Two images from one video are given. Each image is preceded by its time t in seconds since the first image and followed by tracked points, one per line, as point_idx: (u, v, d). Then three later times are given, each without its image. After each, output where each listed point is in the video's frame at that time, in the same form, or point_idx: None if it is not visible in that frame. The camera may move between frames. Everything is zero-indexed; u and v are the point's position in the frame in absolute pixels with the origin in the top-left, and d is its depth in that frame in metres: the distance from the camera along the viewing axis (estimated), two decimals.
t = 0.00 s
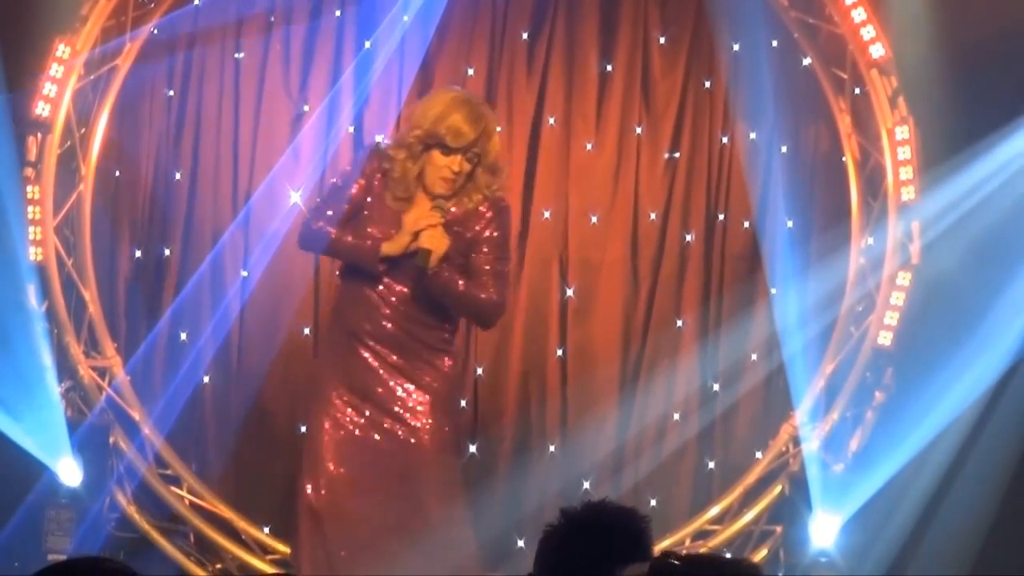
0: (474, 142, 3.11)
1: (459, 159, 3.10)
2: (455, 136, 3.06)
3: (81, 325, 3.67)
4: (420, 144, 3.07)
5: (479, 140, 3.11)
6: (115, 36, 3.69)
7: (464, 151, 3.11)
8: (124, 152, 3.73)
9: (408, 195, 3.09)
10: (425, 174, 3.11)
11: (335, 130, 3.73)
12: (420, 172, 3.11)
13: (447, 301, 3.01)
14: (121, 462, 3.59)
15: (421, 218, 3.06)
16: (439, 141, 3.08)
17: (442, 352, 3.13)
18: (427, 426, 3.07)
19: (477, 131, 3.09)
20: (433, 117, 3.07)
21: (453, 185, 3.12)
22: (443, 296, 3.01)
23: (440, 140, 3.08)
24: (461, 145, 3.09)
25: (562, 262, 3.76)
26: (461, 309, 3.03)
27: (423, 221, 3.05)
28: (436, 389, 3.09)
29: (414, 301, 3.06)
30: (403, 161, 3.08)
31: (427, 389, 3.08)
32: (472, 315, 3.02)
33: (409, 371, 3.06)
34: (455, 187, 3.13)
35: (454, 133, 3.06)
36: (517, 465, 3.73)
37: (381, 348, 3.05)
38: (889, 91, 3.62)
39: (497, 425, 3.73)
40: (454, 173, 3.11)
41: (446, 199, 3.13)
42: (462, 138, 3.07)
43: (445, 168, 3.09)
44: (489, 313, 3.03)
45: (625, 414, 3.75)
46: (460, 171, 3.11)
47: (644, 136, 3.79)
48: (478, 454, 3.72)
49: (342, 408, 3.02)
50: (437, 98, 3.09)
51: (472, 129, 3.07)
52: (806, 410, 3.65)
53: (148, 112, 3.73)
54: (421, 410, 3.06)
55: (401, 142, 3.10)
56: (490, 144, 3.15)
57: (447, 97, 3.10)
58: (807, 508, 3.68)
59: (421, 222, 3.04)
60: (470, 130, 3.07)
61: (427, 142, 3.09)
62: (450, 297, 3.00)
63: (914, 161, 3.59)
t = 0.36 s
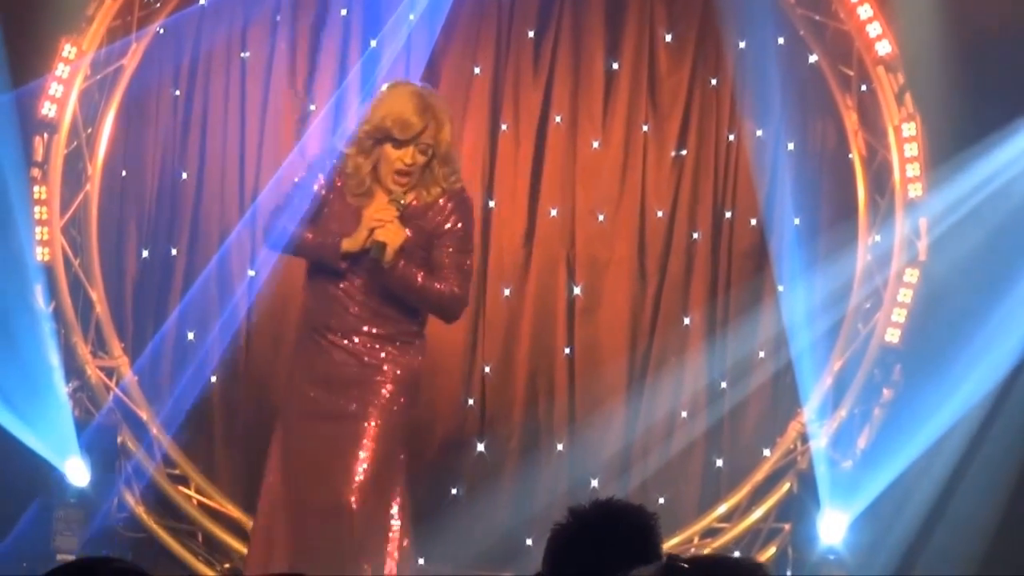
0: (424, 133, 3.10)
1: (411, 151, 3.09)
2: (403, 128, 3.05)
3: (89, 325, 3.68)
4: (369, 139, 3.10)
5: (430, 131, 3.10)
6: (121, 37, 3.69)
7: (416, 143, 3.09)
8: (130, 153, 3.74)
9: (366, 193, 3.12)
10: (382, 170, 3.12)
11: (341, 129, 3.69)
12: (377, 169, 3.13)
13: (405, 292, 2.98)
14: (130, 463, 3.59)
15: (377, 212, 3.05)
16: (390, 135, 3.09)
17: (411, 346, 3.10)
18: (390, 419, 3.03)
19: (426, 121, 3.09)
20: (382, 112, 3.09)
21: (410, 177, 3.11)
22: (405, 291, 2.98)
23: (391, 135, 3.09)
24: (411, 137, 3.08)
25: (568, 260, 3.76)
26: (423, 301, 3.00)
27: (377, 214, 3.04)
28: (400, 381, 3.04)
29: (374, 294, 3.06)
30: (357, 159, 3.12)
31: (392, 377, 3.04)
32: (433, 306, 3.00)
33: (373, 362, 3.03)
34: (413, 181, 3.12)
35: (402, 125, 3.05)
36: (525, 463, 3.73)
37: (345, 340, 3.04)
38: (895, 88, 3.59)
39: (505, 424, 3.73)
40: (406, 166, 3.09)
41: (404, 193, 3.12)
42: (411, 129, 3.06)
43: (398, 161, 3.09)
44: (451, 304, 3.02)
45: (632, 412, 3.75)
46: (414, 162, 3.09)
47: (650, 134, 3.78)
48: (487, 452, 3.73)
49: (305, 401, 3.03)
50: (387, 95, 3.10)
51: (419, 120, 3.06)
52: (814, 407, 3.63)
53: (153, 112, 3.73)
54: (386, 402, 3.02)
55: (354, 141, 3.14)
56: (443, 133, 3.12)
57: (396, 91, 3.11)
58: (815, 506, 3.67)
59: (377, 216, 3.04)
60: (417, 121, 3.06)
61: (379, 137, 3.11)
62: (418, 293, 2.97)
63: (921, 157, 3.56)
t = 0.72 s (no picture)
0: (419, 130, 3.14)
1: (406, 148, 3.13)
2: (397, 125, 3.12)
3: (121, 325, 3.69)
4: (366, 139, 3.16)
5: (424, 127, 3.14)
6: (152, 36, 3.70)
7: (410, 140, 3.13)
8: (161, 153, 3.74)
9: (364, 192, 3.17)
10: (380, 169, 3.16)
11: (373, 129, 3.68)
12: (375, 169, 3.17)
13: (399, 291, 2.99)
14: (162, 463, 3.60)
15: (372, 210, 3.08)
16: (387, 134, 3.15)
17: (411, 349, 3.11)
18: (389, 421, 3.04)
19: (420, 118, 3.13)
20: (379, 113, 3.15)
21: (407, 175, 3.15)
22: (400, 290, 2.99)
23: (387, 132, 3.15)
24: (406, 134, 3.13)
25: (599, 258, 3.76)
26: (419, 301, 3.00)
27: (372, 211, 3.07)
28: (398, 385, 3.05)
29: (374, 295, 3.07)
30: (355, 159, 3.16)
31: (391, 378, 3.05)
32: (426, 306, 3.00)
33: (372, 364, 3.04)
34: (411, 179, 3.15)
35: (397, 123, 3.12)
36: (556, 462, 3.72)
37: (346, 342, 3.06)
38: (926, 85, 3.58)
39: (536, 423, 3.73)
40: (402, 162, 3.13)
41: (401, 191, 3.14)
42: (405, 125, 3.11)
43: (394, 159, 3.13)
44: (445, 303, 3.01)
45: (665, 410, 3.74)
46: (410, 159, 3.13)
47: (681, 133, 3.78)
48: (518, 451, 3.73)
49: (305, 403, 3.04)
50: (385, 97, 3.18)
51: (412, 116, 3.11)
52: (846, 406, 3.62)
53: (185, 112, 3.73)
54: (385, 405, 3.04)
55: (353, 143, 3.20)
56: (439, 130, 3.15)
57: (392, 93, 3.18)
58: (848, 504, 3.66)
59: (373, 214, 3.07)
60: (411, 117, 3.12)
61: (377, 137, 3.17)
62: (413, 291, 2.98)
63: (952, 155, 3.54)
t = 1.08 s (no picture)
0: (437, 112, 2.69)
1: (425, 131, 2.67)
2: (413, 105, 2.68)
3: (187, 323, 3.70)
4: (383, 117, 2.69)
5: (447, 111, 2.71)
6: (217, 34, 3.68)
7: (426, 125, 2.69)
8: (226, 151, 3.73)
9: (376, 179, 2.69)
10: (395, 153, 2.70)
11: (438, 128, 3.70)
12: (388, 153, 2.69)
13: (418, 278, 2.60)
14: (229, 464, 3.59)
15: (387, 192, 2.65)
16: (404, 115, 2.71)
17: (437, 338, 2.71)
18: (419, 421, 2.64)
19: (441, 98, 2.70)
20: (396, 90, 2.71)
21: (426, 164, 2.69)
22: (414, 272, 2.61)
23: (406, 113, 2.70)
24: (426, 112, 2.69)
25: (664, 256, 3.75)
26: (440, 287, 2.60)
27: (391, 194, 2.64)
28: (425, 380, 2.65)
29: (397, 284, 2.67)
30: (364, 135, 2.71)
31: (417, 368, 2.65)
32: (451, 291, 2.61)
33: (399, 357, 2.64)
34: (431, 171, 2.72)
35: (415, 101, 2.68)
36: (621, 462, 3.73)
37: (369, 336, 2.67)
38: (993, 84, 3.58)
39: (603, 421, 3.73)
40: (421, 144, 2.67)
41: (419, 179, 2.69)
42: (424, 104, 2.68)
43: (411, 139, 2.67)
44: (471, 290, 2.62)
45: (730, 410, 3.74)
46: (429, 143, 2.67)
47: (746, 130, 3.77)
48: (584, 449, 3.73)
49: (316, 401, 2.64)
50: (405, 75, 2.73)
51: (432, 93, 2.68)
52: (913, 404, 3.62)
53: (250, 112, 3.72)
54: (411, 401, 2.63)
55: (365, 120, 2.72)
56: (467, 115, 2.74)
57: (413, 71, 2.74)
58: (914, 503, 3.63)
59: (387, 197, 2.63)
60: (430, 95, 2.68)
61: (391, 117, 2.71)
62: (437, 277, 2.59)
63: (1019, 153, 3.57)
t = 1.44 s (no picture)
0: (458, 96, 3.07)
1: (451, 116, 3.07)
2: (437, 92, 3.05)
3: (253, 321, 3.68)
4: (408, 104, 3.09)
5: (466, 94, 3.07)
6: (283, 35, 3.70)
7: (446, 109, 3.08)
8: (292, 151, 3.75)
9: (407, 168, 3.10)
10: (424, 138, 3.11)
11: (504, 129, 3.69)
12: (418, 139, 3.10)
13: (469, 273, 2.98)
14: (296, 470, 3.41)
15: (418, 175, 3.09)
16: (429, 101, 3.08)
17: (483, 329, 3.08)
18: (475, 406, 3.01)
19: (461, 84, 3.07)
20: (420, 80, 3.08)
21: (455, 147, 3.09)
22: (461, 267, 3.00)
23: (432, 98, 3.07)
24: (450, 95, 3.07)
25: (729, 256, 3.74)
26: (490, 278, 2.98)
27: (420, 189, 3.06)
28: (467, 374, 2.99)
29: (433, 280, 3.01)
30: (390, 123, 3.11)
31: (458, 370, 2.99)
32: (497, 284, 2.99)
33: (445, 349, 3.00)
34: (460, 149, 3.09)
35: (438, 88, 3.06)
36: (685, 464, 3.72)
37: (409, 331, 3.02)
38: None
39: (668, 421, 3.73)
40: (446, 130, 3.06)
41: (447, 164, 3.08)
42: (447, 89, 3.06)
43: (438, 126, 3.07)
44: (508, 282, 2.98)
45: (795, 412, 3.73)
46: (456, 129, 3.07)
47: (812, 130, 3.75)
48: (648, 450, 3.72)
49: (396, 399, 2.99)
50: (434, 63, 3.10)
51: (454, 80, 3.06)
52: (979, 404, 3.53)
53: (316, 111, 3.73)
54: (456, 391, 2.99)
55: (392, 109, 3.12)
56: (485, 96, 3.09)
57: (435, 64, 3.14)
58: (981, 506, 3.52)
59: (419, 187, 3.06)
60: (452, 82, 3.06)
61: (417, 106, 3.10)
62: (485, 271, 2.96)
63: None
